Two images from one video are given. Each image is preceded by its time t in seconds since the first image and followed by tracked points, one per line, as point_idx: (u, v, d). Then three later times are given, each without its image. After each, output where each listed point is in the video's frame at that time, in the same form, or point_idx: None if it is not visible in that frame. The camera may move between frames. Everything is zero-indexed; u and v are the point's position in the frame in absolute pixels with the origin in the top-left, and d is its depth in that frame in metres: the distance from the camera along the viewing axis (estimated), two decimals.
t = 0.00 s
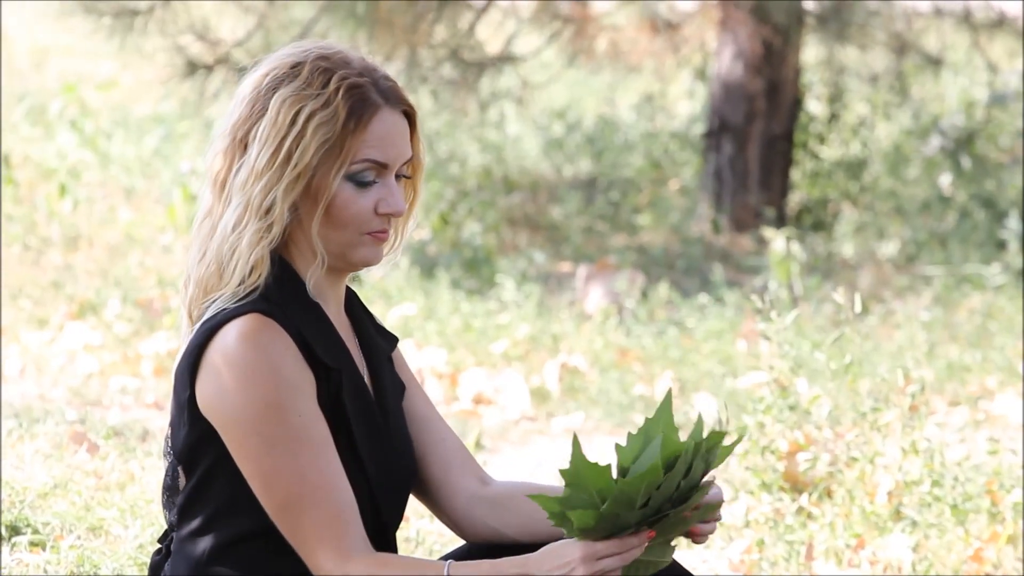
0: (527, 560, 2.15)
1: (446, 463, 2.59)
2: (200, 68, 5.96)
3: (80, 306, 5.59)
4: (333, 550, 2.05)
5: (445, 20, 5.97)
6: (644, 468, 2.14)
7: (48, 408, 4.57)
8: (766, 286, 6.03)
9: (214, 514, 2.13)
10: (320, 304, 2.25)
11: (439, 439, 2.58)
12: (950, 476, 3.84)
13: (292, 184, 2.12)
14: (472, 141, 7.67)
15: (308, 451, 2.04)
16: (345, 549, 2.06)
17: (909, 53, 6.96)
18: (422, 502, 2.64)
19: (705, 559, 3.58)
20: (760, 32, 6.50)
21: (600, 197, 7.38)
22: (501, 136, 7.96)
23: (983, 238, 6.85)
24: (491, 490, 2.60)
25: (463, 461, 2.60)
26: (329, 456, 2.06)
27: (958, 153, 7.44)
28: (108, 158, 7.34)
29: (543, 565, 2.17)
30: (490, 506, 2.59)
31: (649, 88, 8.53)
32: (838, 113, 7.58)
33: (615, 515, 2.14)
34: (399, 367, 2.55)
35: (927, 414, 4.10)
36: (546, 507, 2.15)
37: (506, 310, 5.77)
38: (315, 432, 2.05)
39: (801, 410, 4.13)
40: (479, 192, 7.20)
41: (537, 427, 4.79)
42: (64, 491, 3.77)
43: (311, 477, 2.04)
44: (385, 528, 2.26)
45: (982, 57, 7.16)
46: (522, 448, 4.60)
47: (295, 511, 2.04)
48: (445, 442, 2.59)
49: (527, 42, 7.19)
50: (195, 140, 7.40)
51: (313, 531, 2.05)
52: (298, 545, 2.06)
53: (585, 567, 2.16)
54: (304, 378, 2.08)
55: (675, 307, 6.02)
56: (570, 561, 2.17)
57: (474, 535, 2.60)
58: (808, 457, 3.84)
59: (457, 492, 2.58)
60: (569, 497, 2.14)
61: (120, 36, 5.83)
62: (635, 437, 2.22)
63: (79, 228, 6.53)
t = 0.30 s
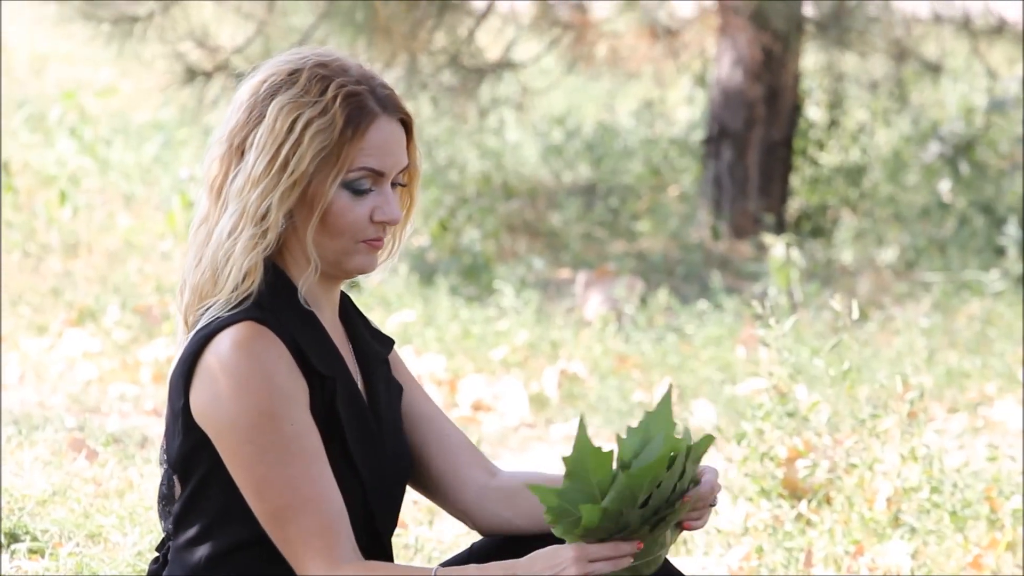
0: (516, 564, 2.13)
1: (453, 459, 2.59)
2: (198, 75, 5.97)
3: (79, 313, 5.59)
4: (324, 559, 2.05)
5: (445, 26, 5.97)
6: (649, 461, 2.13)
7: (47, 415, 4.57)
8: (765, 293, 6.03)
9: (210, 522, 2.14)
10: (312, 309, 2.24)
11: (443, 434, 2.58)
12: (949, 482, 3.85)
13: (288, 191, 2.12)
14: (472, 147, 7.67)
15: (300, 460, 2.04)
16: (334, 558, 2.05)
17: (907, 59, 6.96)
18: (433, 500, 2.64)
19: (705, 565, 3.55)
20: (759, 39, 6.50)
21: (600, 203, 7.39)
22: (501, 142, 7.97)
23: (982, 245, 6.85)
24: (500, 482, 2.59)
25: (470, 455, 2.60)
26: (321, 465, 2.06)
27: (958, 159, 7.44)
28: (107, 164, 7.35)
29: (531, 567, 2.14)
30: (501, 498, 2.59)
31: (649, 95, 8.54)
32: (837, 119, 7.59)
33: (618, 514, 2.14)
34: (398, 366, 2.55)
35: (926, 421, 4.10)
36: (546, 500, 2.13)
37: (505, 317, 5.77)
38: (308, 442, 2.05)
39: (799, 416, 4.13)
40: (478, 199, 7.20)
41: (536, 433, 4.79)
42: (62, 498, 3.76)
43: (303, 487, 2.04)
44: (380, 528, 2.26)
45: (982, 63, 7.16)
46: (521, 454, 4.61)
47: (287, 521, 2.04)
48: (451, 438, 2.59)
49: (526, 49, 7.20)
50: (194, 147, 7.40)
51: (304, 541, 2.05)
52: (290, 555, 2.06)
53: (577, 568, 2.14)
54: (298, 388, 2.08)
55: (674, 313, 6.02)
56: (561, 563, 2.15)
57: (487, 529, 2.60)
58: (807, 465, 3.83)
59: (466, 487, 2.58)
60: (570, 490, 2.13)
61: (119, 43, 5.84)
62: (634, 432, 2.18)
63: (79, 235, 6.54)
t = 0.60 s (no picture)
0: (527, 552, 2.08)
1: (495, 416, 2.61)
2: (201, 77, 5.94)
3: (82, 315, 5.59)
4: (331, 560, 2.03)
5: (448, 27, 5.97)
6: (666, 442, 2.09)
7: (51, 417, 4.57)
8: (768, 294, 6.03)
9: (213, 525, 2.15)
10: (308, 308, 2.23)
11: (478, 390, 2.60)
12: (953, 483, 3.85)
13: (284, 190, 2.12)
14: (475, 149, 7.67)
15: (300, 461, 2.03)
16: (344, 558, 2.03)
17: (910, 61, 6.96)
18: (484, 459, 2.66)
19: (708, 567, 3.57)
20: (761, 40, 6.50)
21: (602, 204, 7.39)
22: (503, 144, 7.97)
23: (985, 246, 6.85)
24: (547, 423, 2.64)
25: (509, 407, 2.62)
26: (323, 466, 2.05)
27: (961, 161, 7.43)
28: (110, 166, 7.36)
29: (545, 553, 2.08)
30: (555, 431, 2.64)
31: (651, 96, 8.54)
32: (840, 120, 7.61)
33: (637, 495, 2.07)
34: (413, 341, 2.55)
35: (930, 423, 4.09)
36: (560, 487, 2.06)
37: (508, 318, 5.76)
38: (308, 443, 2.04)
39: (802, 417, 4.11)
40: (481, 201, 7.21)
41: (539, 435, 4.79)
42: (66, 499, 3.76)
43: (305, 489, 2.03)
44: (385, 530, 2.25)
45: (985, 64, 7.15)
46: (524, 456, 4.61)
47: (288, 523, 2.04)
48: (485, 396, 2.61)
49: (529, 50, 7.20)
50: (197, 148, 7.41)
51: (308, 543, 2.03)
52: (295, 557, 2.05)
53: (591, 553, 2.07)
54: (298, 389, 2.08)
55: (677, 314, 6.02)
56: (575, 548, 2.07)
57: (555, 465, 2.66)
58: (811, 465, 3.84)
59: (519, 433, 2.62)
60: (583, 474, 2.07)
61: (122, 45, 5.85)
62: (647, 414, 2.13)
63: (81, 236, 6.54)
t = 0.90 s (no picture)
0: (549, 516, 2.13)
1: (516, 381, 2.64)
2: (207, 75, 5.95)
3: (88, 313, 5.59)
4: (339, 554, 2.04)
5: (453, 27, 5.97)
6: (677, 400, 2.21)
7: (57, 415, 4.57)
8: (774, 293, 6.02)
9: (217, 525, 2.16)
10: (307, 304, 2.24)
11: (491, 364, 2.62)
12: (958, 482, 3.83)
13: (292, 188, 2.11)
14: (480, 147, 7.68)
15: (304, 458, 2.04)
16: (352, 553, 2.04)
17: (916, 59, 6.96)
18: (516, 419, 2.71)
19: (714, 566, 3.57)
20: (767, 39, 6.50)
21: (608, 203, 7.38)
22: (509, 142, 7.97)
23: (991, 244, 6.82)
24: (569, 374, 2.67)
25: (527, 369, 2.64)
26: (328, 462, 2.05)
27: (967, 160, 7.41)
28: (115, 165, 7.37)
29: (566, 515, 2.14)
30: (576, 385, 2.68)
31: (658, 95, 8.55)
32: (846, 119, 7.62)
33: (659, 450, 2.20)
34: (415, 323, 2.56)
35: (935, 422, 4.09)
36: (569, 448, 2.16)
37: (514, 317, 5.76)
38: (312, 440, 2.05)
39: (808, 416, 4.11)
40: (487, 199, 7.21)
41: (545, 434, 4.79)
42: (71, 498, 3.77)
43: (311, 485, 2.03)
44: (388, 527, 2.25)
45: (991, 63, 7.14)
46: (530, 454, 4.61)
47: (295, 519, 2.04)
48: (500, 368, 2.62)
49: (535, 49, 7.21)
50: (203, 146, 7.41)
51: (315, 538, 2.04)
52: (303, 552, 2.05)
53: (614, 511, 2.16)
54: (299, 385, 2.08)
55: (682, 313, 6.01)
56: (599, 508, 2.15)
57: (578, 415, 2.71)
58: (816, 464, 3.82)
59: (541, 396, 2.65)
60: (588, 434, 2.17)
61: (128, 44, 5.86)
62: (645, 370, 2.21)
63: (87, 234, 6.55)
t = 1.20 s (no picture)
0: (552, 507, 2.14)
1: (512, 358, 2.62)
2: (206, 76, 5.93)
3: (87, 314, 5.59)
4: (340, 555, 2.04)
5: (452, 27, 5.97)
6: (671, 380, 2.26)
7: (56, 416, 4.57)
8: (773, 294, 6.02)
9: (215, 528, 2.16)
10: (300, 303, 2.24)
11: (489, 349, 2.61)
12: (957, 483, 3.84)
13: (285, 185, 2.12)
14: (479, 148, 7.68)
15: (302, 460, 2.03)
16: (352, 553, 2.04)
17: (915, 59, 6.96)
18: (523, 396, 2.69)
19: (713, 567, 3.57)
20: (766, 39, 6.49)
21: (607, 203, 7.38)
22: (508, 143, 7.97)
23: (989, 245, 6.81)
24: (564, 346, 2.62)
25: (522, 346, 2.62)
26: (326, 463, 2.05)
27: (965, 161, 7.41)
28: (114, 165, 7.37)
29: (569, 507, 2.15)
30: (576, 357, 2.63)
31: (657, 95, 8.55)
32: (845, 120, 7.62)
33: (662, 432, 2.26)
34: (405, 307, 2.57)
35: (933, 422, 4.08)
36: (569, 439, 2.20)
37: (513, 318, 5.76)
38: (309, 441, 2.05)
39: (807, 417, 4.09)
40: (486, 200, 7.21)
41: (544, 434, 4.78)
42: (70, 499, 3.77)
43: (310, 486, 2.04)
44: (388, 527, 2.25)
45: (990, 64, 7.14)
46: (529, 454, 4.61)
47: (295, 520, 2.04)
48: (495, 347, 2.61)
49: (534, 49, 7.21)
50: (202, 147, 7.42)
51: (316, 538, 2.04)
52: (304, 554, 2.06)
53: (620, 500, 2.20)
54: (294, 387, 2.08)
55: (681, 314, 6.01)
56: (604, 498, 2.19)
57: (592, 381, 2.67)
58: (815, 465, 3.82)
59: (540, 372, 2.63)
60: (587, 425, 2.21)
61: (126, 44, 5.87)
62: (637, 356, 2.23)
63: (86, 235, 6.55)
